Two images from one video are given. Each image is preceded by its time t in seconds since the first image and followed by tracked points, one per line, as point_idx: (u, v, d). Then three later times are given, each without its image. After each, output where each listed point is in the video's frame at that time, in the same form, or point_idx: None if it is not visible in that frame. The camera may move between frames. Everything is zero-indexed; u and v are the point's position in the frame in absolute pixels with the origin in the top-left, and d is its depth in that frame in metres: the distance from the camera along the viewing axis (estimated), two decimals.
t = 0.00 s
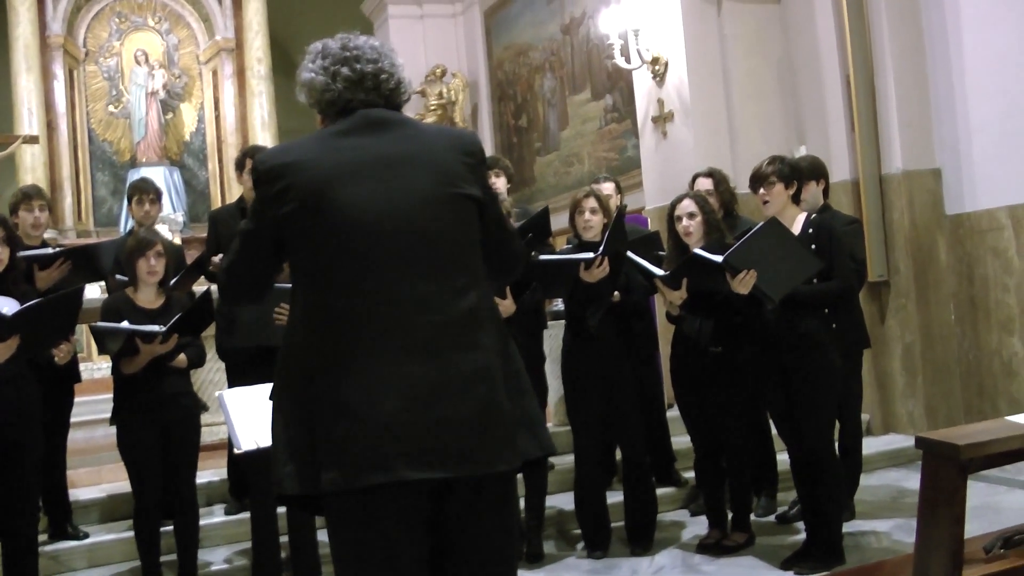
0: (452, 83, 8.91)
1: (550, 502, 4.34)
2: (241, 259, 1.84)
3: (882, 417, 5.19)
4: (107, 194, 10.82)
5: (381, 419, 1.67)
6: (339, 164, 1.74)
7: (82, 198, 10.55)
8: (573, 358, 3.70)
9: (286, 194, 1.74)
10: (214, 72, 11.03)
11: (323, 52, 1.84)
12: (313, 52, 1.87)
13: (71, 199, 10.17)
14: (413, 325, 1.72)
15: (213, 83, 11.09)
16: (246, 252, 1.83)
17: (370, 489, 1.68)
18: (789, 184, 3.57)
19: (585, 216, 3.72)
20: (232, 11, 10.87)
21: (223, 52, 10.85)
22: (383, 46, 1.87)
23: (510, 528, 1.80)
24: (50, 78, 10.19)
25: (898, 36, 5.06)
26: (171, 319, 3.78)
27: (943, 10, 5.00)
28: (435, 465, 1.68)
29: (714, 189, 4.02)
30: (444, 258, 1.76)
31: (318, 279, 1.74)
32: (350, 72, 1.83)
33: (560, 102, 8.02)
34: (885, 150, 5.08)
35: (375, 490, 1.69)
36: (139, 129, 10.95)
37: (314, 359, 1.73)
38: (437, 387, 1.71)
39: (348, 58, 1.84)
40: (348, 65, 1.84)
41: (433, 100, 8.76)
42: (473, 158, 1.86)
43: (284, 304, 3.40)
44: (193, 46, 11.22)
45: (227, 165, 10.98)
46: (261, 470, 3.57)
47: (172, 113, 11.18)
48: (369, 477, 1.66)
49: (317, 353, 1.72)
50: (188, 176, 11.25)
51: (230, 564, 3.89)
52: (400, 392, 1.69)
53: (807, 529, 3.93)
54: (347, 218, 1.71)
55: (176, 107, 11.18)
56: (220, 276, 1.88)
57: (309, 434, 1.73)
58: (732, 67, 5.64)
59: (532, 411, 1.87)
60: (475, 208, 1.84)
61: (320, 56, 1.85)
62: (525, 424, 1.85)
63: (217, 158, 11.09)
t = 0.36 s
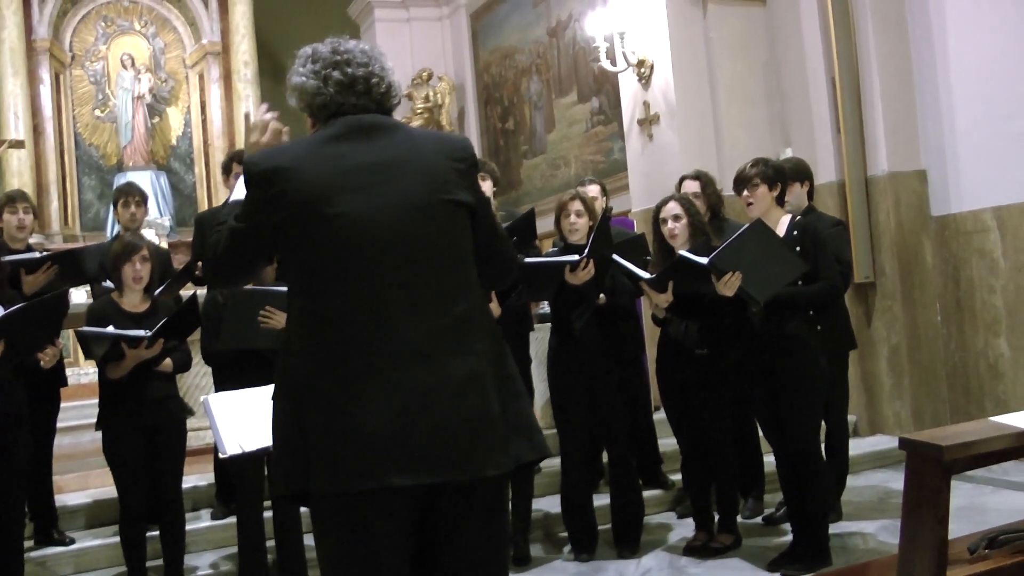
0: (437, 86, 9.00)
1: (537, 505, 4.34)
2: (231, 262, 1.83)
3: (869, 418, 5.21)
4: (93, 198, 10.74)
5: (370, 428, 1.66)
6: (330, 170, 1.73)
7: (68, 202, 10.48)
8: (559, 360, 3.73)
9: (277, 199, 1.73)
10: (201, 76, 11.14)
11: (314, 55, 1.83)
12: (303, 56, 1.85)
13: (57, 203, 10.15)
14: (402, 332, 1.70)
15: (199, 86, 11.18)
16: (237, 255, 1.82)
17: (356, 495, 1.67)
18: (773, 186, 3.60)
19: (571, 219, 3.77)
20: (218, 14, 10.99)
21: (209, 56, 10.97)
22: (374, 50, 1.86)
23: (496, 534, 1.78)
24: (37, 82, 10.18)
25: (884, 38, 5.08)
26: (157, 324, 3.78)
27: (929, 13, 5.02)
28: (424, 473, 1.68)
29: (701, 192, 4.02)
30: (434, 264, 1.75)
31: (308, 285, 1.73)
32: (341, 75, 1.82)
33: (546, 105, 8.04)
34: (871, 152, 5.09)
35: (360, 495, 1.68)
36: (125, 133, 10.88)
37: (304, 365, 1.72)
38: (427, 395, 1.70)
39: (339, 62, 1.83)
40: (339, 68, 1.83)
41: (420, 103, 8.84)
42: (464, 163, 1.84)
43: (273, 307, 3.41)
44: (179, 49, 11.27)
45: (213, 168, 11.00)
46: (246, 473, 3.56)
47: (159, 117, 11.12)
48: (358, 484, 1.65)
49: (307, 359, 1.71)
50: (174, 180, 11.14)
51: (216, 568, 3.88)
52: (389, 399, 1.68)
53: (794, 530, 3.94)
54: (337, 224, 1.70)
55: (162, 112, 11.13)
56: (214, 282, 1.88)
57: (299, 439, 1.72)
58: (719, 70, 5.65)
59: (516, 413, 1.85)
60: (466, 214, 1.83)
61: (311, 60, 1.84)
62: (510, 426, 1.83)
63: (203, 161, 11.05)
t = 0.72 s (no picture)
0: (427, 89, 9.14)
1: (522, 508, 4.34)
2: (204, 270, 1.83)
3: (855, 423, 5.23)
4: (82, 198, 10.75)
5: (339, 430, 1.66)
6: (302, 174, 1.73)
7: (56, 202, 10.49)
8: (545, 363, 3.73)
9: (250, 204, 1.74)
10: (190, 77, 11.09)
11: (287, 65, 1.85)
12: (278, 66, 1.87)
13: (45, 202, 10.14)
14: (372, 335, 1.70)
15: (189, 87, 11.12)
16: (209, 263, 1.82)
17: (326, 498, 1.67)
18: (760, 191, 3.60)
19: (558, 222, 3.79)
20: (208, 14, 10.96)
21: (197, 56, 10.97)
22: (346, 58, 1.88)
23: (470, 539, 1.78)
24: (25, 82, 10.18)
25: (872, 45, 5.09)
26: (143, 324, 3.78)
27: (917, 19, 5.04)
28: (394, 475, 1.67)
29: (688, 195, 4.04)
30: (404, 267, 1.75)
31: (280, 288, 1.73)
32: (313, 82, 1.83)
33: (535, 108, 8.05)
34: (859, 158, 5.12)
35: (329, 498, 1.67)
36: (113, 133, 10.85)
37: (275, 368, 1.71)
38: (398, 398, 1.70)
39: (311, 70, 1.85)
40: (311, 76, 1.85)
41: (409, 106, 8.96)
42: (437, 169, 1.85)
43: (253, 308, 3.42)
44: (169, 50, 11.27)
45: (201, 170, 11.00)
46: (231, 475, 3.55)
47: (147, 118, 11.11)
48: (327, 486, 1.65)
49: (278, 363, 1.71)
50: (163, 181, 11.16)
51: (201, 570, 3.88)
52: (358, 402, 1.68)
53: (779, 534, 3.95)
54: (308, 227, 1.70)
55: (150, 112, 11.12)
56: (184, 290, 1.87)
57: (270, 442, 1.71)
58: (705, 75, 5.69)
59: (498, 420, 1.85)
60: (438, 219, 1.83)
61: (284, 70, 1.86)
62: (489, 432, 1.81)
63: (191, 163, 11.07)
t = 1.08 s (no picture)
0: (416, 91, 9.20)
1: (509, 512, 4.34)
2: (173, 275, 1.82)
3: (842, 427, 5.24)
4: (70, 200, 10.73)
5: (301, 441, 1.67)
6: (271, 182, 1.73)
7: (44, 204, 10.48)
8: (532, 366, 3.72)
9: (219, 210, 1.73)
10: (178, 78, 11.15)
11: (262, 70, 1.84)
12: (252, 72, 1.87)
13: (33, 204, 10.10)
14: (337, 346, 1.71)
15: (177, 89, 11.17)
16: (178, 267, 1.81)
17: (287, 505, 1.69)
18: (747, 195, 3.60)
19: (546, 225, 3.78)
20: (196, 16, 11.06)
21: (186, 58, 11.03)
22: (321, 65, 1.87)
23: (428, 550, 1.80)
24: (13, 82, 10.13)
25: (861, 51, 5.10)
26: (131, 326, 3.78)
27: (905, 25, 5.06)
28: (353, 485, 1.69)
29: (677, 199, 4.05)
30: (371, 278, 1.75)
31: (248, 296, 1.73)
32: (286, 90, 1.83)
33: (523, 111, 8.06)
34: (847, 163, 5.13)
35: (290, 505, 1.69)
36: (102, 134, 10.85)
37: (239, 376, 1.72)
38: (362, 409, 1.71)
39: (285, 76, 1.84)
40: (285, 83, 1.84)
41: (398, 108, 9.07)
42: (408, 180, 1.84)
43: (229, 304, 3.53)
44: (157, 51, 11.31)
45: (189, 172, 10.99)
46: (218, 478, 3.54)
47: (136, 119, 11.15)
48: (287, 494, 1.66)
49: (242, 371, 1.71)
50: (151, 183, 11.18)
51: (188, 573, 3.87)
52: (321, 412, 1.68)
53: (765, 538, 3.96)
54: (277, 236, 1.70)
55: (139, 114, 11.15)
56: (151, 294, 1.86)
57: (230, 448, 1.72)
58: (695, 79, 5.70)
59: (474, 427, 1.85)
60: (406, 230, 1.83)
61: (259, 75, 1.85)
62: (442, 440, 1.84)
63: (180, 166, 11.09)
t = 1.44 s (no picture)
0: (404, 95, 9.22)
1: (498, 515, 4.34)
2: (165, 281, 1.85)
3: (831, 429, 5.24)
4: (58, 204, 10.71)
5: (291, 444, 1.69)
6: (265, 192, 1.75)
7: (33, 208, 10.47)
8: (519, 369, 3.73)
9: (214, 218, 1.76)
10: (166, 82, 11.13)
11: (248, 87, 1.89)
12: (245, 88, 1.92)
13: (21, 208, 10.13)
14: (329, 354, 1.73)
15: (165, 92, 11.15)
16: (172, 273, 1.84)
17: (278, 507, 1.70)
18: (735, 198, 3.61)
19: (534, 228, 3.79)
20: (184, 19, 11.06)
21: (175, 62, 11.01)
22: (301, 74, 1.88)
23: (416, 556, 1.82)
24: None
25: (849, 55, 5.13)
26: (119, 331, 3.75)
27: (892, 28, 5.09)
28: (342, 489, 1.71)
29: (663, 203, 4.05)
30: (363, 288, 1.78)
31: (242, 303, 1.75)
32: (265, 105, 1.86)
33: (512, 113, 8.07)
34: (835, 164, 5.13)
35: (281, 508, 1.71)
36: (90, 139, 10.85)
37: (231, 380, 1.75)
38: (351, 416, 1.73)
39: (266, 90, 1.87)
40: (266, 97, 1.87)
41: (385, 111, 9.09)
42: (399, 193, 1.86)
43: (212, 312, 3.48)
44: (145, 55, 11.30)
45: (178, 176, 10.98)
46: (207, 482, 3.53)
47: (124, 123, 11.14)
48: (275, 495, 1.68)
49: (235, 374, 1.74)
50: (139, 186, 11.17)
51: None
52: (312, 417, 1.71)
53: (754, 540, 3.96)
54: (271, 245, 1.73)
55: (128, 118, 11.14)
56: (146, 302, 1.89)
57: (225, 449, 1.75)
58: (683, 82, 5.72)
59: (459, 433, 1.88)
60: (398, 242, 1.85)
61: (247, 90, 1.90)
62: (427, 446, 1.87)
63: (168, 169, 11.04)
